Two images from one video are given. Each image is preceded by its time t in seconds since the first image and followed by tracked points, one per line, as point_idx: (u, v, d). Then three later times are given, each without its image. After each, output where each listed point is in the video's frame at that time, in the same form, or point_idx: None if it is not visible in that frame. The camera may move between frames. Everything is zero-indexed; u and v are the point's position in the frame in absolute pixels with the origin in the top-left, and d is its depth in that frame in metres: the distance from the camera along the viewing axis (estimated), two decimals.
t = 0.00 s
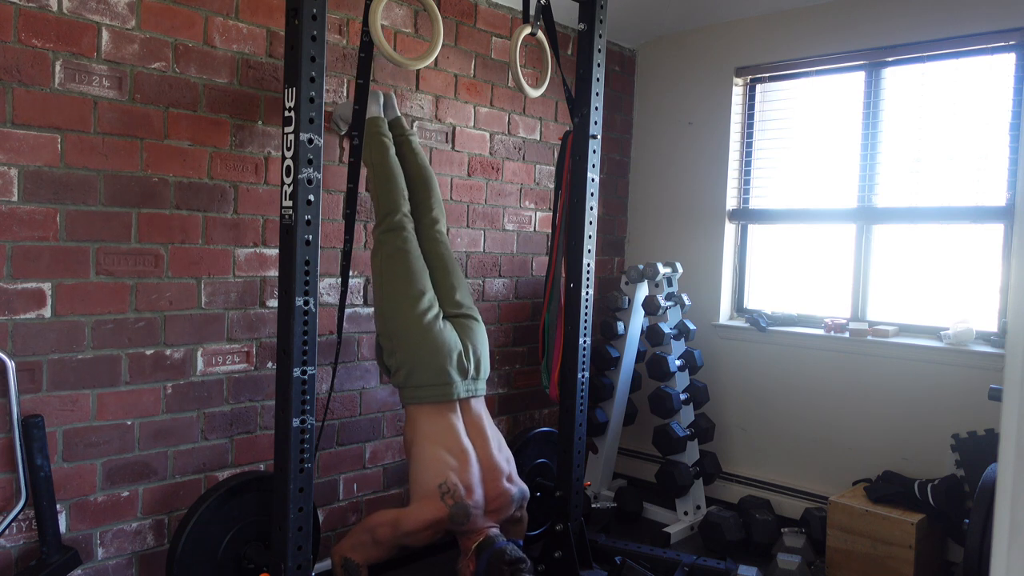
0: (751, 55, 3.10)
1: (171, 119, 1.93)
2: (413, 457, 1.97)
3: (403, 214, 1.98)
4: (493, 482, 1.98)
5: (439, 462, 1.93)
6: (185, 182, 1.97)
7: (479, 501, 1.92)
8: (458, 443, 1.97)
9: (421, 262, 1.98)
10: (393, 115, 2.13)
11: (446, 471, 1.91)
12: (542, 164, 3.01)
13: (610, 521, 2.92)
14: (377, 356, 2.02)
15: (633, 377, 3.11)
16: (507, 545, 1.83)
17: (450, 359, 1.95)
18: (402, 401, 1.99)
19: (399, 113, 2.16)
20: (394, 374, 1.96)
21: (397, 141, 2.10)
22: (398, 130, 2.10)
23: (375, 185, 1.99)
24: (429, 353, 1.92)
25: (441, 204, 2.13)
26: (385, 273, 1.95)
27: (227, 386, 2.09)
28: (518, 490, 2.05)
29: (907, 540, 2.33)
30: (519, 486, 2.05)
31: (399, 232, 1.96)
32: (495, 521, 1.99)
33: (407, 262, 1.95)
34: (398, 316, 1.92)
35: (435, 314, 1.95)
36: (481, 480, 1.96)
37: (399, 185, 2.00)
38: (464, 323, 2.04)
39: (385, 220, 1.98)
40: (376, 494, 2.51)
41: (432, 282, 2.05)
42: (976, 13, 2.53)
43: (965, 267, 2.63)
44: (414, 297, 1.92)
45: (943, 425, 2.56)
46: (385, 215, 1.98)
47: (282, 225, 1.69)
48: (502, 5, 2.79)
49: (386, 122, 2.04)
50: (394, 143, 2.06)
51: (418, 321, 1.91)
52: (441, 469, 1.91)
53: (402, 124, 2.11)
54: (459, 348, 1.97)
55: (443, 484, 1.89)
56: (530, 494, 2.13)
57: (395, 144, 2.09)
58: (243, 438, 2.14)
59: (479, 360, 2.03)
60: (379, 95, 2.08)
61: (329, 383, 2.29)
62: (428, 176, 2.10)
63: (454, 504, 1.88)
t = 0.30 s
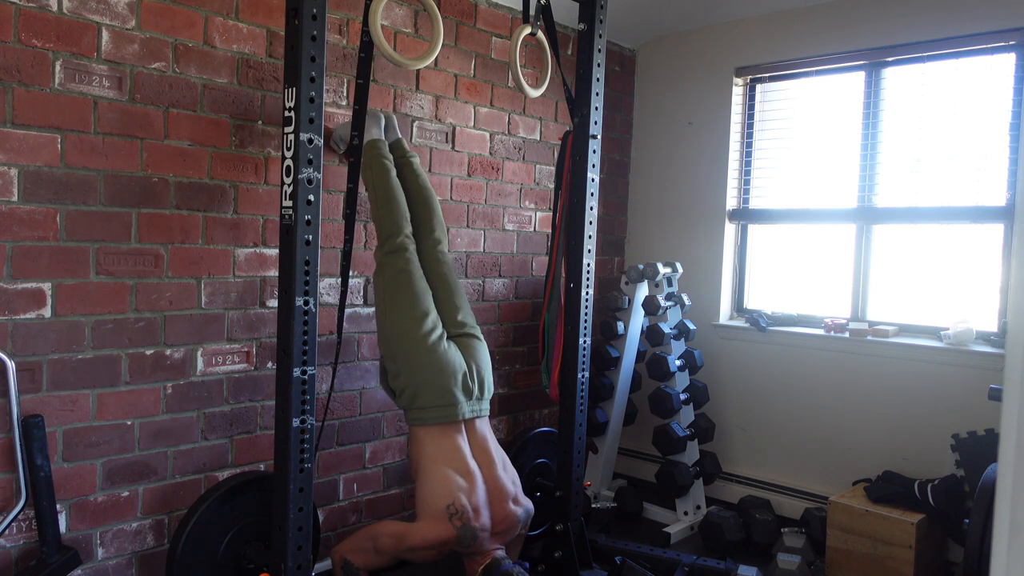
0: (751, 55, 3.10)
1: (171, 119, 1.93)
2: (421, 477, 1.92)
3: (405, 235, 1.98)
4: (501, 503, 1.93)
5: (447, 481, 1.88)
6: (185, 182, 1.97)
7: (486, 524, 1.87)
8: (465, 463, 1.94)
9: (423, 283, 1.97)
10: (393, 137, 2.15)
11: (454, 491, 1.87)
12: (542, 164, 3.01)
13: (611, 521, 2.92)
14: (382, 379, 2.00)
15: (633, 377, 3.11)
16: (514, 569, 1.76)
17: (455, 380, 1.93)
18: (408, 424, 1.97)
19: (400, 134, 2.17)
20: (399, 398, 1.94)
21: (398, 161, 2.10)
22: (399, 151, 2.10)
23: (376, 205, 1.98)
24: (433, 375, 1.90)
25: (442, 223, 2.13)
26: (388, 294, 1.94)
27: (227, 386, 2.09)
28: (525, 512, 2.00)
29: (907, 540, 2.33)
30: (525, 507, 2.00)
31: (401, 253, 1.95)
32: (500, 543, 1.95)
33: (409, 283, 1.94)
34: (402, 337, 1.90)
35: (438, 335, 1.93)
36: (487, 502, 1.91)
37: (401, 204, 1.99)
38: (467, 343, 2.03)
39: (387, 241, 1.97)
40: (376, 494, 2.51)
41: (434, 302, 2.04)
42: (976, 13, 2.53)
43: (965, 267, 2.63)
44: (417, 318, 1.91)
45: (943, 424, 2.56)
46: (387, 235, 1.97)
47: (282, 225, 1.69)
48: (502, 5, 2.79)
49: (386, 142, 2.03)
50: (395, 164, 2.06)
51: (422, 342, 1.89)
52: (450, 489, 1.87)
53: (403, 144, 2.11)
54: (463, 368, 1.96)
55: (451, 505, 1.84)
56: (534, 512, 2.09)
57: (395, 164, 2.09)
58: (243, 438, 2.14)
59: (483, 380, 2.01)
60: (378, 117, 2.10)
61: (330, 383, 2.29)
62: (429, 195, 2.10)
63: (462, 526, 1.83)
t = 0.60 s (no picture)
0: (751, 55, 3.10)
1: (171, 119, 1.93)
2: (421, 494, 1.88)
3: (405, 252, 1.98)
4: (500, 520, 1.89)
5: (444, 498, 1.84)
6: (185, 182, 1.97)
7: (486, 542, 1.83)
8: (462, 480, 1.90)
9: (423, 301, 1.97)
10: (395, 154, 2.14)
11: (455, 509, 1.82)
12: (542, 164, 3.01)
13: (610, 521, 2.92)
14: (382, 398, 2.00)
15: (633, 377, 3.11)
16: None
17: (454, 398, 1.92)
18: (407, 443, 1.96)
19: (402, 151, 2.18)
20: (398, 416, 1.93)
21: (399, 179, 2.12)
22: (401, 169, 2.12)
23: (377, 221, 1.99)
24: (432, 393, 1.89)
25: (443, 241, 2.14)
26: (388, 311, 1.94)
27: (227, 386, 2.09)
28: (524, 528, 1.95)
29: (907, 540, 2.33)
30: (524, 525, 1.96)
31: (401, 270, 1.96)
32: (499, 561, 1.90)
33: (409, 300, 1.94)
34: (401, 355, 1.91)
35: (437, 352, 1.93)
36: (487, 520, 1.87)
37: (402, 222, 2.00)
38: (466, 360, 2.02)
39: (387, 259, 1.98)
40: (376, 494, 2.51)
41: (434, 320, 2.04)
42: (976, 13, 2.53)
43: (965, 267, 2.63)
44: (417, 335, 1.91)
45: (943, 424, 2.56)
46: (388, 252, 1.98)
47: (282, 225, 1.69)
48: (502, 5, 2.79)
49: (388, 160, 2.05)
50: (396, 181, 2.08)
51: (421, 360, 1.89)
52: (451, 506, 1.82)
53: (405, 163, 2.13)
54: (462, 386, 1.95)
55: (451, 523, 1.79)
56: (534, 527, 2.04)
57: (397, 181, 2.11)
58: (243, 438, 2.14)
59: (482, 398, 2.00)
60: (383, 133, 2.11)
61: (330, 383, 2.29)
62: (430, 214, 2.11)
63: (462, 544, 1.79)
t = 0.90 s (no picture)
0: (751, 55, 3.10)
1: (171, 119, 1.93)
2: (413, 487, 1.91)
3: (407, 248, 1.96)
4: (493, 513, 1.92)
5: (438, 492, 1.86)
6: (185, 182, 1.97)
7: (480, 532, 1.86)
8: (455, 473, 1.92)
9: (423, 298, 1.96)
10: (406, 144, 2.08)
11: (448, 502, 1.85)
12: (542, 164, 3.01)
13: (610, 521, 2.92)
14: (376, 388, 2.01)
15: (633, 377, 3.11)
16: None
17: (447, 397, 1.92)
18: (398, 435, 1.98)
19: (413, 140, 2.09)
20: (391, 409, 1.95)
21: (409, 170, 2.07)
22: (411, 159, 2.07)
23: (380, 215, 1.97)
24: (426, 390, 1.90)
25: (447, 236, 2.11)
26: (386, 306, 1.93)
27: (227, 386, 2.09)
28: (518, 519, 1.98)
29: (907, 540, 2.33)
30: (518, 515, 1.99)
31: (400, 265, 1.94)
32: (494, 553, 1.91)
33: (409, 297, 1.93)
34: (398, 351, 1.90)
35: (434, 350, 1.93)
36: (481, 512, 1.90)
37: (405, 217, 1.97)
38: (461, 358, 2.02)
39: (389, 252, 1.96)
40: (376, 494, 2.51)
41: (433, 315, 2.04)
42: (976, 13, 2.53)
43: (965, 267, 2.63)
44: (414, 332, 1.91)
45: (943, 424, 2.56)
46: (388, 247, 1.96)
47: (282, 225, 1.69)
48: (502, 5, 2.79)
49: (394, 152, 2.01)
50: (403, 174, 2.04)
51: (417, 357, 1.89)
52: (444, 499, 1.85)
53: (416, 153, 2.07)
54: (456, 385, 1.95)
55: (446, 515, 1.82)
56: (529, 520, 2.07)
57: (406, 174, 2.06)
58: (243, 438, 2.14)
59: (475, 396, 2.01)
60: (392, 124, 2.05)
61: (330, 383, 2.29)
62: (437, 207, 2.07)
63: (458, 535, 1.81)
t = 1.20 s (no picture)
0: (751, 55, 3.10)
1: (171, 119, 1.93)
2: (397, 462, 1.95)
3: (403, 221, 1.93)
4: (479, 477, 1.96)
5: (424, 459, 1.91)
6: (185, 182, 1.97)
7: (466, 494, 1.90)
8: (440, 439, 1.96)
9: (414, 272, 1.94)
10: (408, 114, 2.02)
11: (430, 467, 1.89)
12: (542, 164, 3.01)
13: (610, 521, 2.92)
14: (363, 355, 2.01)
15: (633, 377, 3.11)
16: (497, 546, 1.82)
17: (432, 372, 1.93)
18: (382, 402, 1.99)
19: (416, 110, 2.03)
20: (376, 378, 1.95)
21: (409, 142, 2.02)
22: (411, 131, 2.01)
23: (378, 187, 1.93)
24: (412, 363, 1.90)
25: (443, 211, 2.08)
26: (376, 277, 1.92)
27: (227, 386, 2.09)
28: (505, 485, 2.02)
29: (907, 540, 2.33)
30: (505, 480, 2.03)
31: (396, 239, 1.91)
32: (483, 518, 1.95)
33: (400, 272, 1.91)
34: (386, 323, 1.89)
35: (422, 325, 1.92)
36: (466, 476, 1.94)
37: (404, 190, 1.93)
38: (449, 333, 2.02)
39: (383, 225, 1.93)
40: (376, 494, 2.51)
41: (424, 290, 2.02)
42: (976, 13, 2.53)
43: (965, 267, 2.63)
44: (404, 306, 1.89)
45: (943, 424, 2.56)
46: (384, 219, 1.93)
47: (282, 225, 1.69)
48: (502, 5, 2.79)
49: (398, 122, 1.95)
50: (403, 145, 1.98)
51: (405, 332, 1.89)
52: (429, 465, 1.90)
53: (416, 125, 2.01)
54: (442, 360, 1.96)
55: (429, 480, 1.87)
56: (518, 489, 2.10)
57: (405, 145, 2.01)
58: (243, 438, 2.14)
59: (460, 371, 2.02)
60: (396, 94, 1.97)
61: (330, 383, 2.29)
62: (434, 181, 2.03)
63: (443, 498, 1.86)
